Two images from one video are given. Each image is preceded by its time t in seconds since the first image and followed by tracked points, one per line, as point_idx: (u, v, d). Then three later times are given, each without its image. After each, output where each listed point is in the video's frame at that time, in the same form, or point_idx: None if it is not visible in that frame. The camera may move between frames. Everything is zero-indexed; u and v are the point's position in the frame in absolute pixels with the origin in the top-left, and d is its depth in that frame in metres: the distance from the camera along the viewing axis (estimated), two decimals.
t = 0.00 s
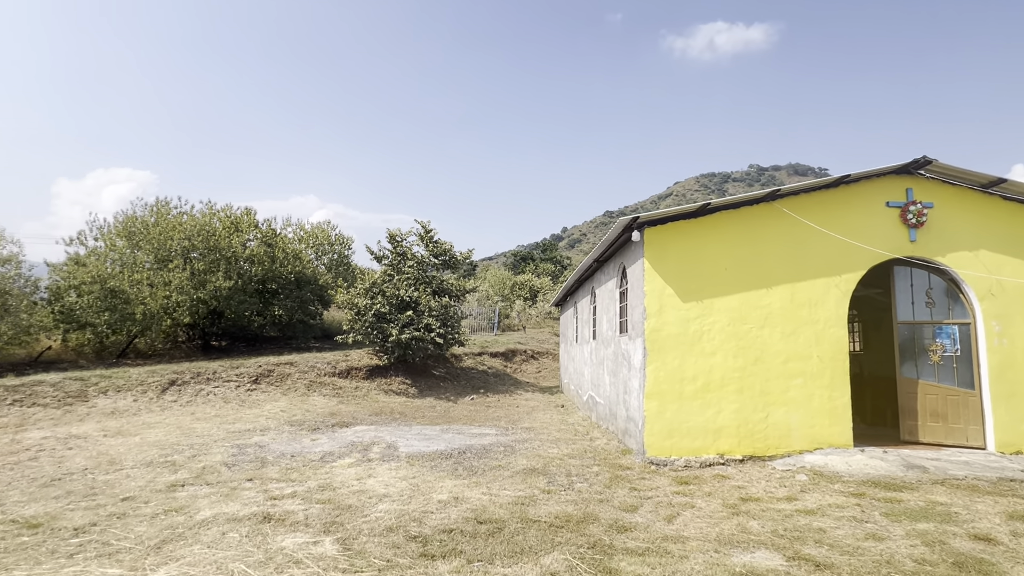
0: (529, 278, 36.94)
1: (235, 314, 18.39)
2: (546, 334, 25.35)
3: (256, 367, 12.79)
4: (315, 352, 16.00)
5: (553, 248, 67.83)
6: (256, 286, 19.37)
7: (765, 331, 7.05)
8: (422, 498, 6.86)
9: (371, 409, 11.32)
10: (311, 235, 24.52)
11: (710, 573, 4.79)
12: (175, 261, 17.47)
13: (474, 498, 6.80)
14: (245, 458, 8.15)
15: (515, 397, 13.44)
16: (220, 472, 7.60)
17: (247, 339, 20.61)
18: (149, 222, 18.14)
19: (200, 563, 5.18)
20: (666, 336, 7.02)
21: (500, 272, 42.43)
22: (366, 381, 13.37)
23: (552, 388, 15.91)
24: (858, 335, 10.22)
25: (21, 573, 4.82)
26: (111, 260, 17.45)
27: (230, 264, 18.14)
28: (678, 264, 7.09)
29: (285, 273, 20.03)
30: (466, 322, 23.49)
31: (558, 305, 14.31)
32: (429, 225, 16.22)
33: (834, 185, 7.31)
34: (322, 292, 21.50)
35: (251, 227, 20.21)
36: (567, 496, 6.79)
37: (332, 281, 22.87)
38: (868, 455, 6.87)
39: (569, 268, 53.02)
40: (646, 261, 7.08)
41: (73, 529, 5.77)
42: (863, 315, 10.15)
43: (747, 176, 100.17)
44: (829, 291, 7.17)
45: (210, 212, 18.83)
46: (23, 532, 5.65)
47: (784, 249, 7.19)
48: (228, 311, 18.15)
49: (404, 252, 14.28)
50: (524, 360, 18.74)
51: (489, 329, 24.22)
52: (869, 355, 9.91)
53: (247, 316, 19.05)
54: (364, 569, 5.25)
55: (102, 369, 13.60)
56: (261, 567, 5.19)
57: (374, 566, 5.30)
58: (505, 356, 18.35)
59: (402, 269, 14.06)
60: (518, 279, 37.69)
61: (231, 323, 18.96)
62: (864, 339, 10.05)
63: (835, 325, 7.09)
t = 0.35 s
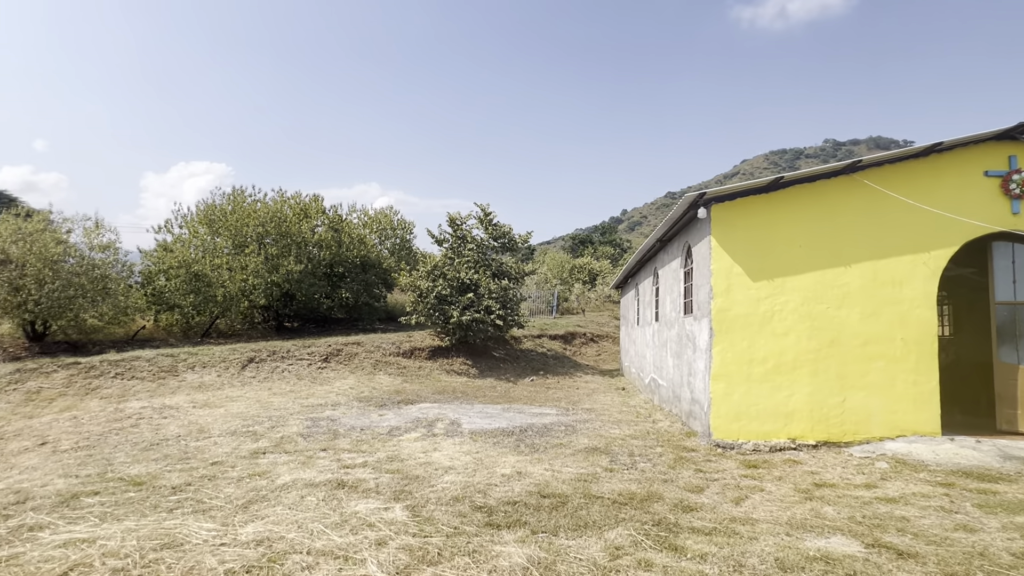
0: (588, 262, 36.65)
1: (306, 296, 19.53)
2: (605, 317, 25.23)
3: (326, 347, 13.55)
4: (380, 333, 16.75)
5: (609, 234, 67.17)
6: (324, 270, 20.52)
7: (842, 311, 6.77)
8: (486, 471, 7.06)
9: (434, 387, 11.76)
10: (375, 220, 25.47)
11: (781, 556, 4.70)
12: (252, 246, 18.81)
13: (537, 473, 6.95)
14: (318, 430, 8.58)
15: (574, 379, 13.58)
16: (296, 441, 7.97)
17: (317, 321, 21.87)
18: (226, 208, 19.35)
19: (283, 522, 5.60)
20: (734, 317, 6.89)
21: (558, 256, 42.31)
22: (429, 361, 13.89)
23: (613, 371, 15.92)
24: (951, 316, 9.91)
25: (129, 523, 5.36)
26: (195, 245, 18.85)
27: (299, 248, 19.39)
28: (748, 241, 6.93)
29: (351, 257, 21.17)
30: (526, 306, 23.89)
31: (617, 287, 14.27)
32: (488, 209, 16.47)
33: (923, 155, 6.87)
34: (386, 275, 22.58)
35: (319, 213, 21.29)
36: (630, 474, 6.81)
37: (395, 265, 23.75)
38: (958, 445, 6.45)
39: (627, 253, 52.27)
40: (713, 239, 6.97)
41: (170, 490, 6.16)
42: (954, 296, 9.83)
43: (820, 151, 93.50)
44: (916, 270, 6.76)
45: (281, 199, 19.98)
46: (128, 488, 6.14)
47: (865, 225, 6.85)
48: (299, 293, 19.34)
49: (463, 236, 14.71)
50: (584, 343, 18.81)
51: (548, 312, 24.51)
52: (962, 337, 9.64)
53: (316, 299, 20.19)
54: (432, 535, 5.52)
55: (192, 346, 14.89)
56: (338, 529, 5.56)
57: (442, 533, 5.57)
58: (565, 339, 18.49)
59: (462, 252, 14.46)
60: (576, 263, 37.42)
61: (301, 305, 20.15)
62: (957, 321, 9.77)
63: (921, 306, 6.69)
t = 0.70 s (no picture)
0: (647, 249, 36.04)
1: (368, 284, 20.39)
2: (665, 305, 24.80)
3: (388, 333, 14.11)
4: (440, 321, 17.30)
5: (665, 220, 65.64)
6: (385, 259, 21.35)
7: (928, 297, 6.36)
8: (546, 455, 7.16)
9: (492, 373, 12.05)
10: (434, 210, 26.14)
11: (858, 551, 4.52)
12: (318, 236, 19.89)
13: (596, 459, 6.98)
14: (383, 412, 8.92)
15: (633, 367, 13.54)
16: (363, 422, 8.28)
17: (379, 308, 22.80)
18: (294, 201, 20.47)
19: (352, 497, 5.86)
20: (806, 303, 6.66)
21: (614, 242, 41.72)
22: (487, 348, 14.23)
23: (673, 359, 15.73)
24: None
25: (216, 493, 5.67)
26: (265, 236, 20.02)
27: (361, 237, 20.74)
28: (821, 223, 6.66)
29: (411, 246, 22.08)
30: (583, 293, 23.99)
31: (678, 275, 14.05)
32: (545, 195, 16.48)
33: None
34: (444, 264, 23.32)
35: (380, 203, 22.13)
36: (693, 463, 6.73)
37: (453, 254, 24.32)
38: None
39: (686, 240, 50.91)
40: (783, 221, 6.77)
41: (251, 463, 6.37)
42: None
43: (902, 126, 86.21)
44: (1015, 251, 6.24)
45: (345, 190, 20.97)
46: (214, 461, 6.38)
47: (955, 204, 6.39)
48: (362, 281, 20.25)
49: (520, 223, 14.97)
50: (643, 331, 18.63)
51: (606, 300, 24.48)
52: None
53: (378, 287, 21.07)
54: (495, 515, 5.70)
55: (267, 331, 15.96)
56: (405, 505, 5.81)
57: (504, 513, 5.74)
58: (624, 327, 18.38)
59: (519, 240, 14.78)
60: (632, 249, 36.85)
61: (364, 293, 21.06)
62: None
63: (1020, 291, 6.18)
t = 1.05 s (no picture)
0: (710, 237, 34.99)
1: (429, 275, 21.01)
2: (732, 295, 23.99)
3: (450, 323, 14.49)
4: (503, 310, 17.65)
5: (728, 207, 63.30)
6: (447, 251, 21.89)
7: None
8: (608, 446, 7.11)
9: (552, 364, 12.16)
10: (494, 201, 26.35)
11: (949, 556, 4.23)
12: (382, 229, 20.70)
13: (661, 451, 6.88)
14: (446, 400, 9.12)
15: (698, 358, 13.29)
16: (428, 408, 8.55)
17: (441, 298, 23.40)
18: (359, 195, 21.34)
19: (420, 480, 6.05)
20: (888, 292, 6.26)
21: (675, 231, 40.64)
22: (547, 338, 14.43)
23: (741, 351, 15.28)
24: None
25: (294, 472, 5.96)
26: (334, 230, 21.00)
27: (424, 230, 21.03)
28: (907, 206, 6.23)
29: (471, 238, 22.50)
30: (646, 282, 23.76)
31: (746, 264, 13.51)
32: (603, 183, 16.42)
33: None
34: (504, 255, 23.61)
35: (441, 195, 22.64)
36: (763, 458, 6.50)
37: (513, 244, 24.58)
38: None
39: (752, 226, 48.99)
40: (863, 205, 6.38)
41: (324, 446, 6.68)
42: None
43: (996, 100, 78.51)
44: None
45: (407, 183, 21.69)
46: (290, 443, 6.71)
47: None
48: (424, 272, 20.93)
49: (580, 213, 15.01)
50: (708, 322, 18.18)
51: (669, 290, 24.04)
52: None
53: (440, 278, 21.69)
54: (558, 503, 5.74)
55: (338, 321, 16.81)
56: (469, 489, 5.93)
57: (567, 501, 5.78)
58: (688, 318, 18.04)
59: (579, 229, 14.77)
60: (695, 239, 35.80)
61: (426, 284, 21.74)
62: None
63: None
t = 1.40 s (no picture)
0: (775, 228, 33.59)
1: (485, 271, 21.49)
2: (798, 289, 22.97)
3: (505, 318, 14.64)
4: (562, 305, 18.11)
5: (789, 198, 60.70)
6: (502, 247, 22.20)
7: None
8: (668, 444, 6.97)
9: (608, 360, 12.11)
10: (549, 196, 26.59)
11: None
12: (438, 226, 21.30)
13: (724, 450, 6.69)
14: (502, 395, 9.12)
15: (763, 356, 13.05)
16: (485, 402, 8.64)
17: (496, 294, 23.72)
18: (416, 194, 22.02)
19: (479, 473, 6.13)
20: (977, 286, 5.81)
21: (735, 224, 39.28)
22: (603, 334, 14.41)
23: (809, 348, 14.69)
24: None
25: (359, 461, 6.18)
26: (392, 227, 21.62)
27: (479, 226, 21.66)
28: (998, 192, 5.74)
29: (526, 233, 22.63)
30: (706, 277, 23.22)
31: (815, 257, 12.85)
32: (660, 175, 16.34)
33: None
34: (559, 250, 23.72)
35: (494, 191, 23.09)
36: (834, 460, 6.19)
37: (568, 239, 24.65)
38: None
39: (818, 216, 46.70)
40: (947, 192, 5.94)
41: (386, 437, 6.89)
42: None
43: None
44: None
45: (462, 180, 22.39)
46: (355, 434, 6.96)
47: None
48: (479, 268, 21.39)
49: (636, 207, 15.74)
50: (773, 318, 17.56)
51: (730, 284, 23.33)
52: None
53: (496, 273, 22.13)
54: (617, 500, 5.67)
55: (398, 317, 17.36)
56: (528, 483, 5.96)
57: (626, 499, 5.70)
58: (751, 313, 17.50)
59: (636, 223, 15.56)
60: (757, 232, 34.47)
61: (482, 279, 22.19)
62: None
63: None
